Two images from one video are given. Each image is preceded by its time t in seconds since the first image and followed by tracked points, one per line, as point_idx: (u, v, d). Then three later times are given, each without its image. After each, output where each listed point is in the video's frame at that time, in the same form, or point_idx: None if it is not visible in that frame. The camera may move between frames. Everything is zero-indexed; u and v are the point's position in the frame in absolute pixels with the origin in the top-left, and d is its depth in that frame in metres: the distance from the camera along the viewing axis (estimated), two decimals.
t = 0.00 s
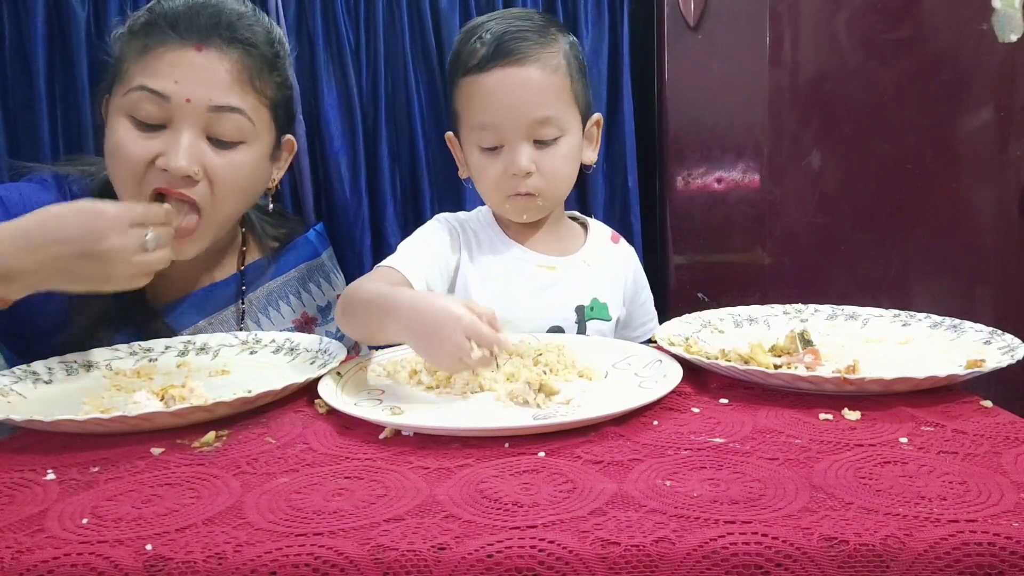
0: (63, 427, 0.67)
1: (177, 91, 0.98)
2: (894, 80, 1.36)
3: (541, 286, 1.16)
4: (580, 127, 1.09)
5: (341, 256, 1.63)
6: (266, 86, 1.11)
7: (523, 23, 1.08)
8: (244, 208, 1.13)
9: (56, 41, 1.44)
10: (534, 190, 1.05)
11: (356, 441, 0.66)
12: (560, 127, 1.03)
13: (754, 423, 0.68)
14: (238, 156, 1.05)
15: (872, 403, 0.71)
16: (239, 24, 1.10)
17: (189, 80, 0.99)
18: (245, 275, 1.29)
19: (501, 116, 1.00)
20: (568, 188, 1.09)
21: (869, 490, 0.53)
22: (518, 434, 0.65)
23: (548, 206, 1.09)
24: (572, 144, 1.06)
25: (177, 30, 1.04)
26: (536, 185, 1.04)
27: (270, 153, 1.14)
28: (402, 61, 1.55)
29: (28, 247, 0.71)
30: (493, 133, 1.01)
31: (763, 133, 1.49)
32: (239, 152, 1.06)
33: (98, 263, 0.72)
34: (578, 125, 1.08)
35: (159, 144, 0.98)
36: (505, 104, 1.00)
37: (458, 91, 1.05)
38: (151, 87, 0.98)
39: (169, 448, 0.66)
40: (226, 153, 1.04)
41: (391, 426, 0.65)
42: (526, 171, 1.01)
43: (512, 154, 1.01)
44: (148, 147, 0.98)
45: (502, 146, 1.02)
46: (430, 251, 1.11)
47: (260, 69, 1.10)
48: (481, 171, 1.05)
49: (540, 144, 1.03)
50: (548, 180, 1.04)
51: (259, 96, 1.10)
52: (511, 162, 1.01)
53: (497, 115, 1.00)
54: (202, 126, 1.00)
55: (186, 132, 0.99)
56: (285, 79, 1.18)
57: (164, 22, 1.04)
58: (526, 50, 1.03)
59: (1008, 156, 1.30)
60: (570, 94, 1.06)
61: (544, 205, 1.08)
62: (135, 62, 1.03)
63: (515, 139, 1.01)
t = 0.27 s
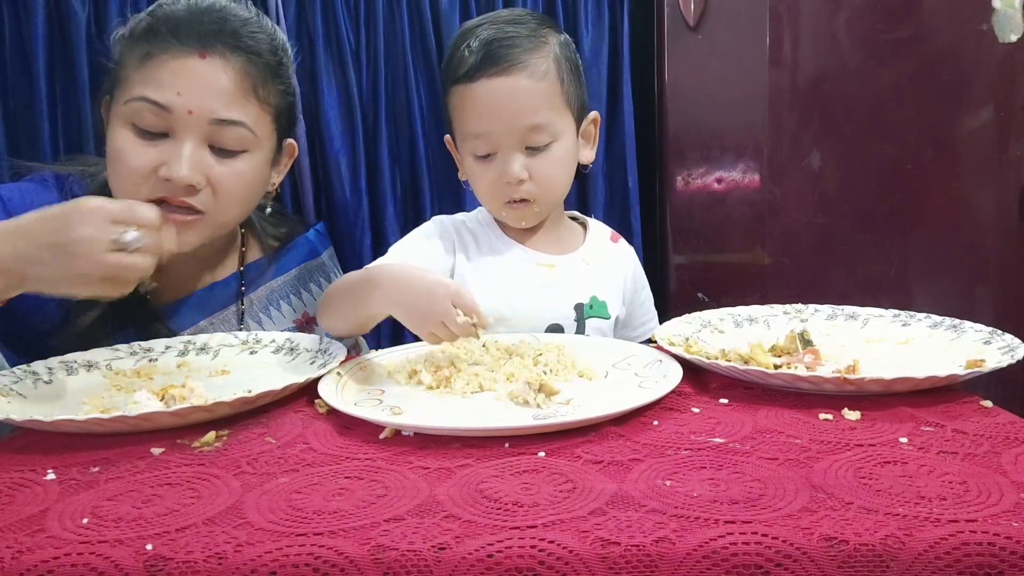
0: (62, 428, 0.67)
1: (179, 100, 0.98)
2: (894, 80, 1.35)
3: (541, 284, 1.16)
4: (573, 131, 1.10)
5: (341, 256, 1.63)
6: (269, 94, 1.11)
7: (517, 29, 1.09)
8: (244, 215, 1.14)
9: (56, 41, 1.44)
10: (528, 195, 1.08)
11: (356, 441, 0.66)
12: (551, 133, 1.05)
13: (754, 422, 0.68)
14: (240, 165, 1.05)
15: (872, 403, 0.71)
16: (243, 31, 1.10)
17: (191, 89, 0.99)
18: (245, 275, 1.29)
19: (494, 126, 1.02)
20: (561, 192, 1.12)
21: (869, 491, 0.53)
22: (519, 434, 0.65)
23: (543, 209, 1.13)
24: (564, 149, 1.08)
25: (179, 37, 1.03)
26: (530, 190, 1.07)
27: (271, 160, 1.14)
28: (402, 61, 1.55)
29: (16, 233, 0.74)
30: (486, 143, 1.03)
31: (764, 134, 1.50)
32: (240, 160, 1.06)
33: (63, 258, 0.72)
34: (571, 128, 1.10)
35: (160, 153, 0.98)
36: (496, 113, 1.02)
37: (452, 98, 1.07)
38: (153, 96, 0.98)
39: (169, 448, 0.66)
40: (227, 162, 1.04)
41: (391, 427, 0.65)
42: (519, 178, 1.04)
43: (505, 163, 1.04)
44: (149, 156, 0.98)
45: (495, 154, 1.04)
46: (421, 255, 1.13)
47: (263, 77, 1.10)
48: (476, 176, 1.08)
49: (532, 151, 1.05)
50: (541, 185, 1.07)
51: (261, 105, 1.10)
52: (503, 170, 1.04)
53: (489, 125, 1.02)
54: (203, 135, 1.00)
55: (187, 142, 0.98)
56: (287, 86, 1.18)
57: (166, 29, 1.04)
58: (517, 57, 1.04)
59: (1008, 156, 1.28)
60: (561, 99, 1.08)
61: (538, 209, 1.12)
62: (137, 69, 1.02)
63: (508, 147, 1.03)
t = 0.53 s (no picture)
0: (63, 427, 0.67)
1: (183, 102, 0.98)
2: (893, 80, 1.36)
3: (536, 283, 1.16)
4: (565, 136, 1.11)
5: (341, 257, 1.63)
6: (273, 93, 1.11)
7: (512, 33, 1.09)
8: (248, 215, 1.15)
9: (56, 41, 1.44)
10: (517, 199, 1.09)
11: (356, 441, 0.66)
12: (540, 138, 1.06)
13: (754, 423, 0.68)
14: (244, 165, 1.06)
15: (872, 403, 0.71)
16: (247, 31, 1.09)
17: (195, 89, 0.99)
18: (245, 275, 1.29)
19: (483, 132, 1.03)
20: (553, 196, 1.13)
21: (869, 490, 0.53)
22: (519, 434, 0.65)
23: (535, 213, 1.14)
24: (554, 154, 1.08)
25: (184, 36, 1.03)
26: (518, 195, 1.08)
27: (275, 159, 1.14)
28: (402, 61, 1.55)
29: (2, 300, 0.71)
30: (475, 149, 1.04)
31: (763, 133, 1.49)
32: (245, 161, 1.06)
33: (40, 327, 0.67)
34: (562, 133, 1.10)
35: (164, 154, 0.99)
36: (485, 120, 1.02)
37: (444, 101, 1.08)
38: (157, 96, 0.98)
39: (169, 448, 0.66)
40: (231, 163, 1.04)
41: (391, 427, 0.65)
42: (508, 184, 1.05)
43: (493, 169, 1.05)
44: (154, 157, 0.99)
45: (485, 159, 1.05)
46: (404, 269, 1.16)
47: (267, 78, 1.09)
48: (467, 180, 1.09)
49: (521, 156, 1.05)
50: (530, 190, 1.08)
51: (265, 105, 1.09)
52: (493, 175, 1.05)
53: (478, 131, 1.03)
54: (208, 136, 1.00)
55: (191, 143, 0.99)
56: (291, 86, 1.17)
57: (170, 29, 1.04)
58: (508, 63, 1.04)
59: (1008, 155, 1.30)
60: (551, 107, 1.08)
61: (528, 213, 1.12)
62: (141, 69, 1.03)
63: (497, 153, 1.04)
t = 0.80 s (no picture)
0: (63, 427, 0.67)
1: (183, 107, 0.98)
2: (893, 80, 1.36)
3: (533, 282, 1.16)
4: (559, 138, 1.11)
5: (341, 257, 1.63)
6: (273, 97, 1.11)
7: (509, 35, 1.09)
8: (249, 218, 1.15)
9: (56, 42, 1.44)
10: (512, 201, 1.09)
11: (356, 441, 0.66)
12: (533, 141, 1.06)
13: (754, 422, 0.68)
14: (244, 169, 1.06)
15: (872, 403, 0.71)
16: (248, 35, 1.09)
17: (195, 94, 0.99)
18: (245, 276, 1.29)
19: (477, 134, 1.03)
20: (548, 198, 1.13)
21: (869, 490, 0.53)
22: (519, 434, 0.65)
23: (529, 215, 1.14)
24: (549, 156, 1.09)
25: (184, 40, 1.03)
26: (512, 197, 1.09)
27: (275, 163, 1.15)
28: (402, 61, 1.55)
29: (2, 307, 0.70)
30: (469, 150, 1.04)
31: (763, 134, 1.49)
32: (245, 165, 1.06)
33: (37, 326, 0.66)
34: (556, 135, 1.10)
35: (165, 159, 0.99)
36: (479, 122, 1.03)
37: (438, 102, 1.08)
38: (157, 101, 0.98)
39: (169, 448, 0.66)
40: (232, 168, 1.04)
41: (391, 427, 0.65)
42: (501, 186, 1.06)
43: (487, 171, 1.05)
44: (154, 162, 0.99)
45: (479, 161, 1.05)
46: (402, 271, 1.16)
47: (268, 82, 1.09)
48: (462, 181, 1.09)
49: (515, 159, 1.06)
50: (524, 192, 1.08)
51: (266, 109, 1.09)
52: (486, 178, 1.06)
53: (472, 133, 1.03)
54: (208, 142, 1.00)
55: (191, 148, 0.99)
56: (292, 88, 1.17)
57: (171, 33, 1.03)
58: (504, 66, 1.04)
59: (1008, 155, 1.30)
60: (546, 109, 1.08)
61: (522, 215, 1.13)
62: (141, 74, 1.02)
63: (491, 155, 1.04)
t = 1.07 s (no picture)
0: (63, 427, 0.67)
1: (182, 109, 0.98)
2: (893, 80, 1.36)
3: (532, 281, 1.17)
4: (558, 139, 1.11)
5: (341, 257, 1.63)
6: (272, 99, 1.11)
7: (506, 36, 1.09)
8: (247, 220, 1.15)
9: (56, 42, 1.44)
10: (510, 201, 1.09)
11: (356, 441, 0.66)
12: (532, 141, 1.06)
13: (755, 423, 0.68)
14: (243, 171, 1.06)
15: (872, 403, 0.71)
16: (246, 36, 1.09)
17: (194, 96, 0.99)
18: (244, 276, 1.30)
19: (476, 134, 1.03)
20: (546, 198, 1.13)
21: (869, 490, 0.53)
22: (519, 434, 0.65)
23: (528, 215, 1.14)
24: (547, 156, 1.09)
25: (183, 42, 1.03)
26: (510, 197, 1.08)
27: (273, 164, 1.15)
28: (402, 61, 1.55)
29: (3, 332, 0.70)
30: (468, 150, 1.04)
31: (763, 133, 1.49)
32: (244, 167, 1.06)
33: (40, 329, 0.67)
34: (555, 135, 1.10)
35: (163, 161, 0.99)
36: (478, 122, 1.02)
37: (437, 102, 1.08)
38: (156, 103, 0.98)
39: (169, 448, 0.66)
40: (230, 169, 1.04)
41: (391, 427, 0.65)
42: (500, 185, 1.06)
43: (486, 171, 1.05)
44: (153, 164, 0.99)
45: (478, 160, 1.05)
46: (402, 271, 1.16)
47: (267, 84, 1.09)
48: (461, 181, 1.09)
49: (514, 158, 1.06)
50: (523, 192, 1.08)
51: (265, 111, 1.09)
52: (485, 177, 1.06)
53: (471, 133, 1.03)
54: (207, 143, 1.00)
55: (190, 150, 0.99)
56: (291, 90, 1.17)
57: (170, 34, 1.03)
58: (503, 66, 1.04)
59: (1008, 155, 1.30)
60: (545, 109, 1.08)
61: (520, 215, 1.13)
62: (140, 75, 1.02)
63: (490, 155, 1.04)
